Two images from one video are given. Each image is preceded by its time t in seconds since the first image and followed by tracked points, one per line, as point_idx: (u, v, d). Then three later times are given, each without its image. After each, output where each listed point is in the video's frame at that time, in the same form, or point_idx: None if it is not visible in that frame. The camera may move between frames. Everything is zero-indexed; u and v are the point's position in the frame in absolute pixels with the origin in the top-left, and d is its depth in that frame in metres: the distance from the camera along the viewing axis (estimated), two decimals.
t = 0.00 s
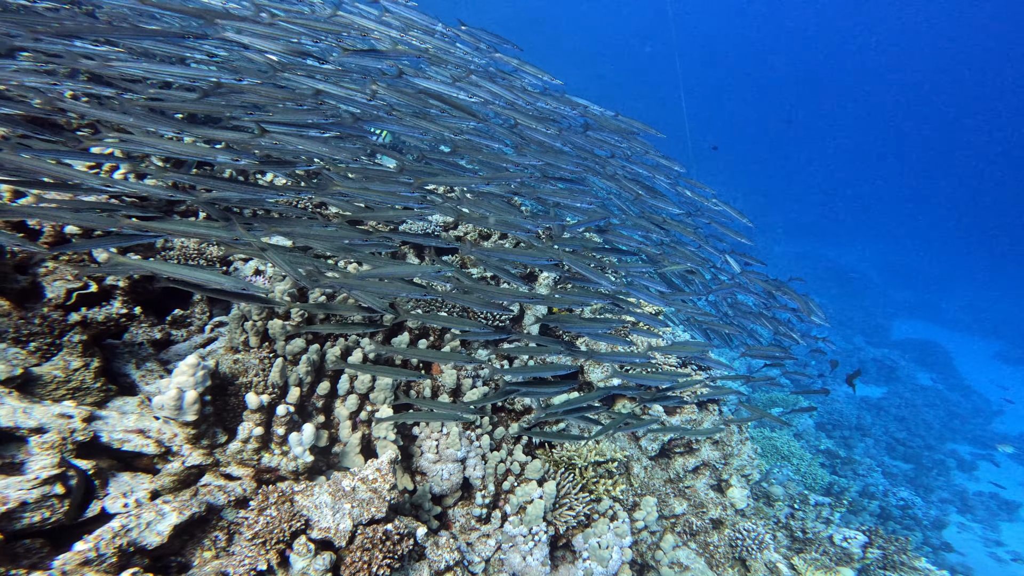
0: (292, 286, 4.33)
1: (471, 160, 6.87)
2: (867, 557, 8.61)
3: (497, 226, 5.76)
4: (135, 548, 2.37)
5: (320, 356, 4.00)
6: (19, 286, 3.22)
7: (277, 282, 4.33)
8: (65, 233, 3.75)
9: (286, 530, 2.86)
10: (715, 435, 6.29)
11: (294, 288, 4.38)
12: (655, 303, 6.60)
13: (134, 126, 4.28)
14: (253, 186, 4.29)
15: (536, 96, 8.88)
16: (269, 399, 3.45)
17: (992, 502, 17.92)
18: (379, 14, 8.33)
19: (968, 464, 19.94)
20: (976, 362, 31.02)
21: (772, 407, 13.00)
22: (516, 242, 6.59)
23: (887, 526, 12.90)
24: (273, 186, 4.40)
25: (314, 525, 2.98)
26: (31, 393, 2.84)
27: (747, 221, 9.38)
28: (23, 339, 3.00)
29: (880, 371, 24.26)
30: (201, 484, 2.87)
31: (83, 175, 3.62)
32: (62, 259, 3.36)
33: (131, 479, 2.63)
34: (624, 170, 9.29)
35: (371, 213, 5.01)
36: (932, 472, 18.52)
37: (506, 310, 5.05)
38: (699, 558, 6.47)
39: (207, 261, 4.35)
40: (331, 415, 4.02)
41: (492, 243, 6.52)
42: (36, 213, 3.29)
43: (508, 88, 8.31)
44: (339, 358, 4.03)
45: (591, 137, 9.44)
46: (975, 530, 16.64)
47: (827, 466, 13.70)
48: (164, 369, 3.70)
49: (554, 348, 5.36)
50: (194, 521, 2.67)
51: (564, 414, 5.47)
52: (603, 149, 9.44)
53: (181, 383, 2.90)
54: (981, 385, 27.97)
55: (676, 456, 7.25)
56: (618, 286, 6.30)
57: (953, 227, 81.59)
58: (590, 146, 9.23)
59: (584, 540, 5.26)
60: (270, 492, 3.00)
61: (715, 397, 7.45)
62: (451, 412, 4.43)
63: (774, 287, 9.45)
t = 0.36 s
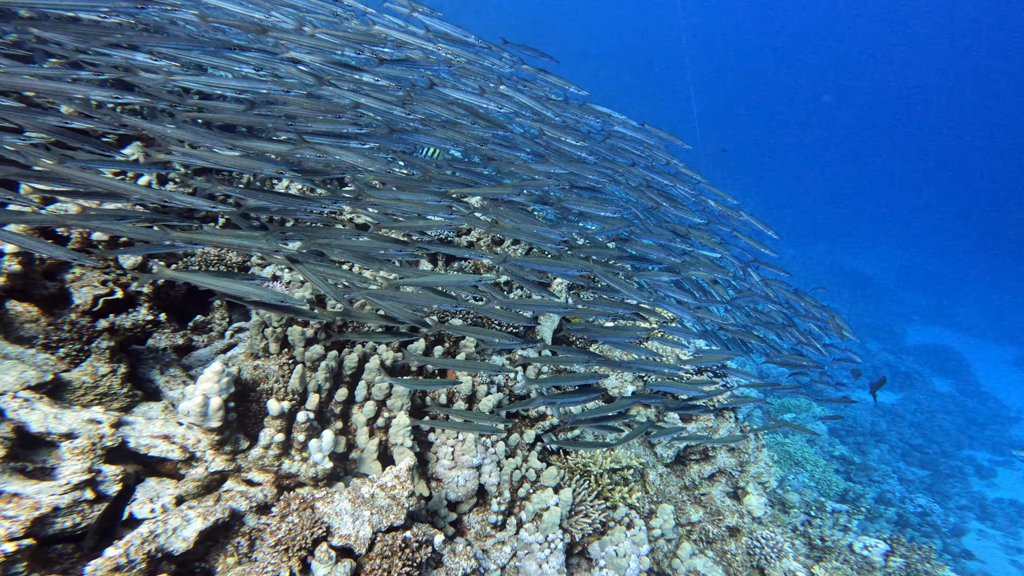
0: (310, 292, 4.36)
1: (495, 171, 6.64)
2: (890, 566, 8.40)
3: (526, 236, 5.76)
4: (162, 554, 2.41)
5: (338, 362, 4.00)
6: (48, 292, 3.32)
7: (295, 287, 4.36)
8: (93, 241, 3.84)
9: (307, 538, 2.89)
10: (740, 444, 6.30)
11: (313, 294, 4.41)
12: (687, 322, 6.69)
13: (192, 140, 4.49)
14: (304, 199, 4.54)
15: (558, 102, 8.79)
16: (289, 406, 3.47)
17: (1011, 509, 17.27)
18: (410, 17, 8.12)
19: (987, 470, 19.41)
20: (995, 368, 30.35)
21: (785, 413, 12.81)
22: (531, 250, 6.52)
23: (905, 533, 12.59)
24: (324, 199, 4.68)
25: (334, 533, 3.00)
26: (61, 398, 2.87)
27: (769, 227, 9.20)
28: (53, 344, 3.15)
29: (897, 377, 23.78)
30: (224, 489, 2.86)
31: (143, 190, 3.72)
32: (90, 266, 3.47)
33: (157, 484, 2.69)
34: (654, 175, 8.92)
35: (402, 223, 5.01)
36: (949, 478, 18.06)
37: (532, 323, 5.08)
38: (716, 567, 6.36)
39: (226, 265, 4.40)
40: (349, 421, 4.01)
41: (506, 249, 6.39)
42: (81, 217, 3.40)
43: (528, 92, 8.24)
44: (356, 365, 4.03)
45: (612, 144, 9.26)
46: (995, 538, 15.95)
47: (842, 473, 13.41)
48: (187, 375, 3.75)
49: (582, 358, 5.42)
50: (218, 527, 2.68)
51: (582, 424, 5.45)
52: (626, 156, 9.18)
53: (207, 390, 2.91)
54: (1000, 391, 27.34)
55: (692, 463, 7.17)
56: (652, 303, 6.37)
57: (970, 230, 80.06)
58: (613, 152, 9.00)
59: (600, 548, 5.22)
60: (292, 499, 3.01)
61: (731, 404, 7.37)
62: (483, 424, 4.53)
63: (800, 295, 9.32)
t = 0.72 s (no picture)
0: (332, 299, 4.39)
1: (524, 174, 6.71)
2: None
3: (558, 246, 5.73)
4: (195, 559, 2.44)
5: (360, 369, 4.01)
6: (83, 297, 3.45)
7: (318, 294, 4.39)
8: (125, 247, 3.92)
9: (334, 544, 2.91)
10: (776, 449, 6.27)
11: (335, 301, 4.46)
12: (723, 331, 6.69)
13: (245, 155, 4.58)
14: (348, 211, 4.60)
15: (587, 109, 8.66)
16: (314, 412, 3.51)
17: None
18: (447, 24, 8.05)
19: (1013, 479, 18.56)
20: None
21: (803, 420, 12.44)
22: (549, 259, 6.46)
23: (931, 543, 12.20)
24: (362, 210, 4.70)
25: (360, 539, 3.00)
26: (97, 403, 2.95)
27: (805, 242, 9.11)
28: (90, 350, 3.28)
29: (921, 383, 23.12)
30: (251, 494, 2.93)
31: (203, 205, 3.82)
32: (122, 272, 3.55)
33: (188, 488, 2.71)
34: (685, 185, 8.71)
35: (435, 233, 4.97)
36: (976, 487, 17.33)
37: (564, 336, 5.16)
38: None
39: (250, 269, 4.45)
40: (370, 428, 4.02)
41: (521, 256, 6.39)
42: (123, 227, 3.48)
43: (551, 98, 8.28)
44: (378, 371, 4.02)
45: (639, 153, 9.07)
46: None
47: (864, 480, 13.03)
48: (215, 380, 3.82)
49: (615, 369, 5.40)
50: (246, 532, 2.71)
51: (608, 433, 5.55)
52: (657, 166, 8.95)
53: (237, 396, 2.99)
54: None
55: (714, 471, 7.07)
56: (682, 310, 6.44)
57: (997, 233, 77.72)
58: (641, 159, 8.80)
59: (622, 557, 5.18)
60: (318, 504, 3.05)
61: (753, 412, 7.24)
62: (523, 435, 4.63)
63: (838, 310, 9.16)
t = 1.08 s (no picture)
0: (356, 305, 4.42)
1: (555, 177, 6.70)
2: None
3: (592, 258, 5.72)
4: (230, 565, 2.47)
5: (385, 376, 4.02)
6: (119, 303, 3.57)
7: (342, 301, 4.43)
8: (159, 253, 4.02)
9: (364, 552, 2.92)
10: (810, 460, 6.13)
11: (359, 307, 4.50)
12: (758, 344, 6.56)
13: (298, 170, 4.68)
14: (395, 223, 4.61)
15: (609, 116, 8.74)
16: (342, 419, 3.53)
17: None
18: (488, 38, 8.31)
19: None
20: None
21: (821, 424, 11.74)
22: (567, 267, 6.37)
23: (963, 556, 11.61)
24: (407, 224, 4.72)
25: (387, 547, 3.01)
26: (135, 408, 3.05)
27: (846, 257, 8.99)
28: (128, 356, 3.34)
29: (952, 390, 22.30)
30: (280, 499, 2.96)
31: (265, 220, 4.00)
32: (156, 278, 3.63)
33: (222, 494, 2.80)
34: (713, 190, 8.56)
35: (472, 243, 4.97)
36: (1007, 496, 16.49)
37: (594, 349, 5.14)
38: None
39: (275, 276, 4.47)
40: (394, 434, 4.02)
41: (539, 262, 6.33)
42: (181, 233, 3.65)
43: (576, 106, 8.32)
44: (403, 379, 4.03)
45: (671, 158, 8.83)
46: None
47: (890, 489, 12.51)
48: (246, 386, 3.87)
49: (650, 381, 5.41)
50: (276, 538, 2.75)
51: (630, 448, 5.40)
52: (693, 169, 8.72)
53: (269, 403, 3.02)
54: None
55: (738, 480, 6.95)
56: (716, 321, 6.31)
57: None
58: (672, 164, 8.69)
59: (647, 566, 5.07)
60: (346, 512, 3.06)
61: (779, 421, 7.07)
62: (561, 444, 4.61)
63: (874, 323, 8.84)
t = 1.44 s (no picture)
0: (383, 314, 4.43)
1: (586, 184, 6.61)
2: None
3: (631, 273, 5.64)
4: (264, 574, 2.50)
5: (411, 386, 4.03)
6: (158, 312, 3.70)
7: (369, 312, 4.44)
8: (195, 263, 4.14)
9: (394, 563, 2.94)
10: (846, 474, 5.95)
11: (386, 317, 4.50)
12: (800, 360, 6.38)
13: (348, 186, 4.73)
14: (439, 239, 4.58)
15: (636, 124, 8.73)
16: (371, 429, 3.56)
17: None
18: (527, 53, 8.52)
19: None
20: None
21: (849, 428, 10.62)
22: (588, 277, 6.35)
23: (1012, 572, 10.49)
24: (450, 239, 4.67)
25: (417, 559, 3.02)
26: (175, 416, 3.14)
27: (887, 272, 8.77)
28: (168, 365, 3.45)
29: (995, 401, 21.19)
30: (311, 508, 3.02)
31: (319, 235, 4.04)
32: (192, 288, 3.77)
33: (255, 502, 2.85)
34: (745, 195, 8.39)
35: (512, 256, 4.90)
36: None
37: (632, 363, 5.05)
38: None
39: (302, 286, 4.48)
40: (420, 444, 4.02)
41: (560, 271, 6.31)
42: (228, 245, 3.69)
43: (604, 112, 8.27)
44: (429, 389, 4.01)
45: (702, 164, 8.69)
46: None
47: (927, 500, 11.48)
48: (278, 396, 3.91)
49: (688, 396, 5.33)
50: (308, 548, 2.75)
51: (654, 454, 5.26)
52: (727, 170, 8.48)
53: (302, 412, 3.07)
54: None
55: (767, 492, 6.75)
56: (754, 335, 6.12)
57: None
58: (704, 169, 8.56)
59: None
60: (376, 522, 3.08)
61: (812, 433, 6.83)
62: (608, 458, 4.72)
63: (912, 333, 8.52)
